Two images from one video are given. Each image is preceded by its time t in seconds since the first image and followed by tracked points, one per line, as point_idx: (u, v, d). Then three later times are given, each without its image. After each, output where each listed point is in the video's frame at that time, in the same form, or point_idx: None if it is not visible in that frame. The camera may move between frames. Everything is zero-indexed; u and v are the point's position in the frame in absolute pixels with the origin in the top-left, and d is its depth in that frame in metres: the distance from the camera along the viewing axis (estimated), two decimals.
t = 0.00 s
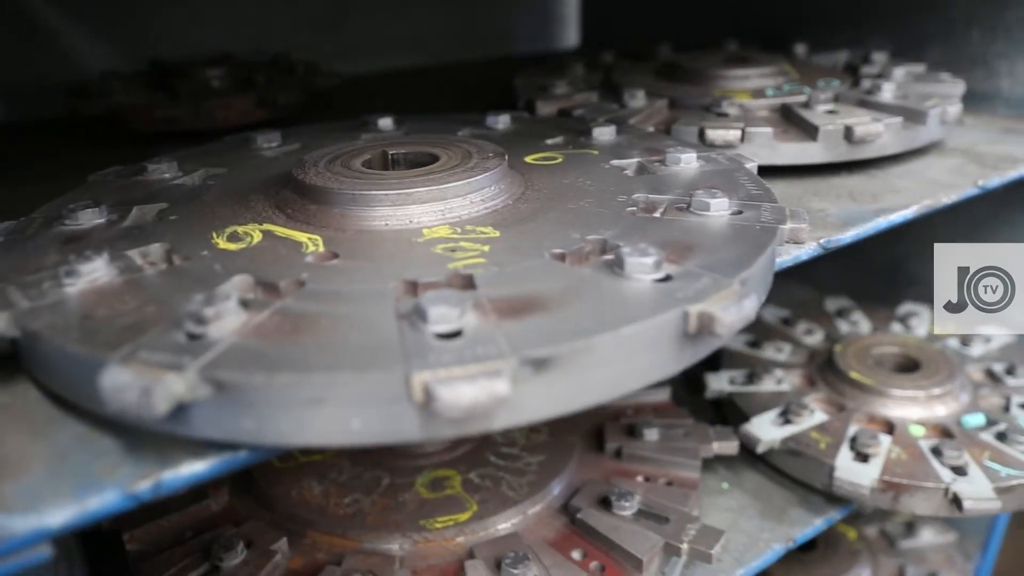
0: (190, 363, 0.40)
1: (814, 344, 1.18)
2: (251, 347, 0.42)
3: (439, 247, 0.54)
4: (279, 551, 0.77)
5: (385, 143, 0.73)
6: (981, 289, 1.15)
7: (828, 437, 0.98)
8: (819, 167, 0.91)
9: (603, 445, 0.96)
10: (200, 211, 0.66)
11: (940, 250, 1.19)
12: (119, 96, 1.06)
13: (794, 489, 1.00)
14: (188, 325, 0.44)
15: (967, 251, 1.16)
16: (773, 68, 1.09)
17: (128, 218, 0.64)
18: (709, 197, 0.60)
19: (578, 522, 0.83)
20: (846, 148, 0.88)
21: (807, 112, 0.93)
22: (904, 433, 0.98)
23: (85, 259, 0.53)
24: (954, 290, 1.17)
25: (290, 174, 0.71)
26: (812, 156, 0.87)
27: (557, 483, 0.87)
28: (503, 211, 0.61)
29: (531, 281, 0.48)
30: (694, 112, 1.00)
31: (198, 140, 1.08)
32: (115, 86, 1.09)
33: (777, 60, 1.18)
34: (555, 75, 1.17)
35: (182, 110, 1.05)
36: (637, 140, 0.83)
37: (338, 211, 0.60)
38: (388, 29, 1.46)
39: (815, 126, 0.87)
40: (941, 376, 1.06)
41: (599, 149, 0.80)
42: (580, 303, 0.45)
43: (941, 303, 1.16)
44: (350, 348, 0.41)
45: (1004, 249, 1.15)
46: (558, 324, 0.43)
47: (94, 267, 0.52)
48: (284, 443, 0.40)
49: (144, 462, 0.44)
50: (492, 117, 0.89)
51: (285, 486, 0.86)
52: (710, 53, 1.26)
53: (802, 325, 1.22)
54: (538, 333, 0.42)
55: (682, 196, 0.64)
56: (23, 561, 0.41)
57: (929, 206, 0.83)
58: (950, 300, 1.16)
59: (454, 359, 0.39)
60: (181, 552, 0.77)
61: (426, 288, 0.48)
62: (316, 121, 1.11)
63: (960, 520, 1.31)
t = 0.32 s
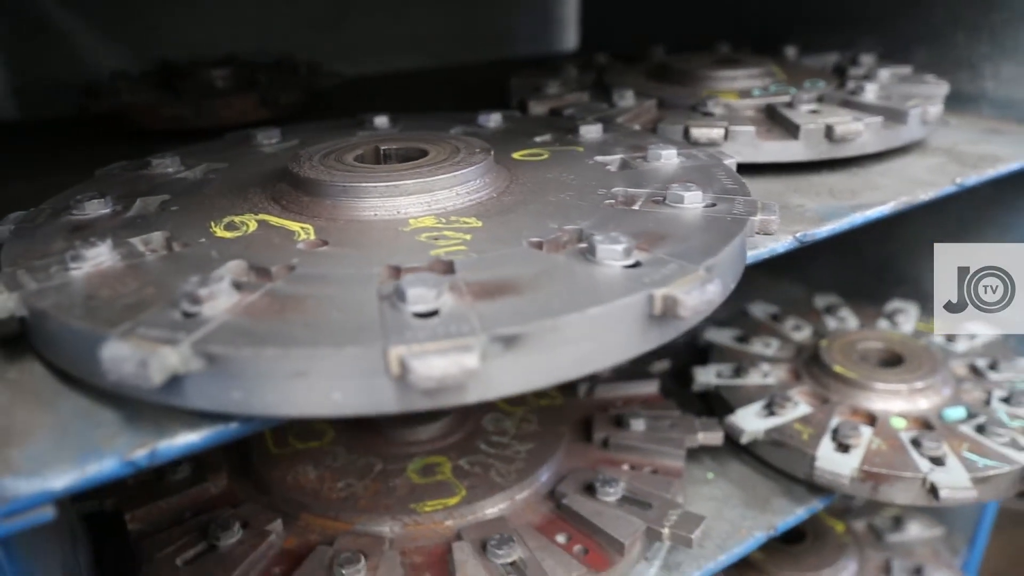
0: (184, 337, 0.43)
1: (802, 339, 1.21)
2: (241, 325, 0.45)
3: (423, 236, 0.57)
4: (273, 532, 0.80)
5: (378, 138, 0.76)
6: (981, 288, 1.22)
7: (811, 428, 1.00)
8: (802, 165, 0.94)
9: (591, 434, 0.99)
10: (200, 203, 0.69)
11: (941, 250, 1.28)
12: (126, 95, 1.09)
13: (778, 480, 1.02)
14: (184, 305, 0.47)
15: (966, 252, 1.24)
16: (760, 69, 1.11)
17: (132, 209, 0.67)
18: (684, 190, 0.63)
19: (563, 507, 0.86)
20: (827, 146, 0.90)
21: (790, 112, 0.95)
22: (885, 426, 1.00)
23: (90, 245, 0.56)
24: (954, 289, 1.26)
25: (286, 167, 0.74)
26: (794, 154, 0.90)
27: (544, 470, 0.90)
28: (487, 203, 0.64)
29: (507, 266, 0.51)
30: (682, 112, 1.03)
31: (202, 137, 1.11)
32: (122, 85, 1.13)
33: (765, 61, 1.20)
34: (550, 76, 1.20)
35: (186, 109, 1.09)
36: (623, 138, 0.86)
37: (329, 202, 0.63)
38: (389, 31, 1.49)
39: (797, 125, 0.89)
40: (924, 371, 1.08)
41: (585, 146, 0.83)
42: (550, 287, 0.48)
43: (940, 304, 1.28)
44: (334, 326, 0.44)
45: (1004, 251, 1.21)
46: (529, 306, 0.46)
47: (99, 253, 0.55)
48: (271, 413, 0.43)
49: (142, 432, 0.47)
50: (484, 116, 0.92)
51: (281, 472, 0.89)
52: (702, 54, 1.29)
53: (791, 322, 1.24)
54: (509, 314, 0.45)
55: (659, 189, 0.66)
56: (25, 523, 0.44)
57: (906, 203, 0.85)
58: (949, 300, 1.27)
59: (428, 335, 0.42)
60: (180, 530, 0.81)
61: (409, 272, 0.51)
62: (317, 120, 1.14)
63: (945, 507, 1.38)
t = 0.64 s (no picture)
0: (178, 318, 0.46)
1: (790, 334, 1.23)
2: (231, 306, 0.48)
3: (408, 226, 0.60)
4: (267, 515, 0.83)
5: (370, 134, 0.78)
6: (982, 287, 1.23)
7: (795, 420, 1.03)
8: (785, 162, 0.96)
9: (580, 424, 1.01)
10: (198, 194, 0.72)
11: (944, 249, 1.28)
12: (131, 92, 1.13)
13: (763, 471, 1.04)
14: (179, 288, 0.49)
15: (968, 253, 1.25)
16: (749, 69, 1.13)
17: (133, 200, 0.70)
18: (662, 184, 0.65)
19: (550, 494, 0.88)
20: (810, 144, 0.92)
21: (775, 110, 0.97)
22: (867, 419, 1.03)
23: (92, 233, 0.59)
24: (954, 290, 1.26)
25: (281, 161, 0.77)
26: (777, 151, 0.92)
27: (532, 458, 0.93)
28: (473, 195, 0.67)
29: (486, 254, 0.54)
30: (671, 110, 1.05)
31: (204, 134, 1.14)
32: (127, 83, 1.16)
33: (754, 62, 1.23)
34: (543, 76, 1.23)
35: (189, 106, 1.12)
36: (609, 135, 0.88)
37: (321, 193, 0.66)
38: (389, 31, 1.51)
39: (780, 123, 0.92)
40: (908, 366, 1.11)
41: (572, 142, 0.85)
42: (525, 273, 0.51)
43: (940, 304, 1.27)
44: (318, 308, 0.47)
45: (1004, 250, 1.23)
46: (504, 290, 0.48)
47: (100, 240, 0.58)
48: (259, 390, 0.46)
49: (139, 408, 0.49)
50: (476, 113, 0.95)
51: (276, 458, 0.92)
52: (694, 55, 1.31)
53: (780, 317, 1.26)
54: (484, 297, 0.47)
55: (639, 183, 0.69)
56: (26, 493, 0.46)
57: (885, 199, 0.87)
58: (950, 300, 1.27)
59: (406, 316, 0.45)
60: (178, 512, 0.84)
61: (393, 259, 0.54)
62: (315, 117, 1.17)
63: (937, 496, 1.43)
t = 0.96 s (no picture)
0: (173, 301, 0.48)
1: (777, 329, 1.25)
2: (224, 291, 0.50)
3: (396, 218, 0.62)
4: (259, 500, 0.86)
5: (361, 129, 0.81)
6: (981, 288, 1.21)
7: (780, 413, 1.04)
8: (771, 159, 0.98)
9: (568, 415, 1.05)
10: (194, 186, 0.74)
11: (940, 251, 1.29)
12: (130, 89, 1.14)
13: (749, 462, 1.06)
14: (174, 274, 0.51)
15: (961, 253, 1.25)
16: (737, 68, 1.15)
17: (131, 192, 0.72)
18: (644, 178, 0.67)
19: (537, 482, 0.91)
20: (795, 141, 0.94)
21: (762, 108, 0.99)
22: (852, 411, 1.04)
23: (91, 222, 0.61)
24: (954, 289, 1.28)
25: (275, 155, 0.79)
26: (762, 148, 0.94)
27: (520, 448, 0.96)
28: (460, 188, 0.69)
29: (470, 243, 0.56)
30: (659, 107, 1.07)
31: (201, 129, 1.16)
32: (126, 80, 1.18)
33: (743, 61, 1.25)
34: (534, 74, 1.24)
35: (186, 101, 1.14)
36: (597, 131, 0.90)
37: (313, 185, 0.68)
38: (387, 32, 1.54)
39: (765, 121, 0.93)
40: (893, 360, 1.12)
41: (559, 139, 0.87)
42: (507, 262, 0.53)
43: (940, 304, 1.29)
44: (307, 293, 0.49)
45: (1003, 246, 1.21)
46: (487, 277, 0.50)
47: (99, 229, 0.60)
48: (250, 371, 0.48)
49: (135, 389, 0.51)
50: (466, 110, 0.97)
51: (269, 444, 0.97)
52: (685, 54, 1.33)
53: (768, 313, 1.28)
54: (467, 284, 0.49)
55: (622, 177, 0.70)
56: (26, 468, 0.48)
57: (867, 195, 0.89)
58: (950, 300, 1.28)
59: (391, 302, 0.47)
60: (171, 498, 0.87)
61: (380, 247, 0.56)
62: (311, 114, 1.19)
63: (925, 489, 1.44)
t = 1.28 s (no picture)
0: (165, 286, 0.50)
1: (767, 325, 1.26)
2: (214, 277, 0.51)
3: (384, 209, 0.64)
4: (252, 488, 0.89)
5: (353, 125, 0.82)
6: (981, 288, 1.22)
7: (766, 406, 1.06)
8: (757, 155, 1.00)
9: (557, 408, 1.07)
10: (190, 179, 0.76)
11: (941, 250, 1.28)
12: (128, 87, 1.17)
13: (736, 454, 1.08)
14: (167, 261, 0.53)
15: (962, 253, 1.24)
16: (726, 67, 1.17)
17: (127, 184, 0.74)
18: (627, 171, 0.69)
19: (525, 472, 0.94)
20: (780, 138, 0.96)
21: (748, 105, 1.01)
22: (838, 405, 1.06)
23: (88, 213, 0.63)
24: (953, 289, 1.28)
25: (268, 150, 0.81)
26: (748, 144, 0.95)
27: (510, 439, 0.98)
28: (447, 181, 0.71)
29: (454, 233, 0.57)
30: (648, 105, 1.09)
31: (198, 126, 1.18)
32: (125, 78, 1.21)
33: (732, 60, 1.27)
34: (526, 72, 1.26)
35: (184, 99, 1.16)
36: (585, 128, 0.92)
37: (304, 178, 0.70)
38: (386, 32, 1.56)
39: (751, 118, 0.95)
40: (879, 354, 1.13)
41: (547, 134, 0.89)
42: (489, 250, 0.54)
43: (940, 304, 1.29)
44: (294, 278, 0.51)
45: (995, 246, 1.20)
46: (468, 264, 0.52)
47: (96, 219, 0.62)
48: (239, 354, 0.50)
49: (129, 372, 0.53)
50: (458, 107, 0.98)
51: (263, 435, 0.99)
52: (676, 53, 1.35)
53: (757, 309, 1.30)
54: (449, 270, 0.51)
55: (606, 171, 0.72)
56: (25, 446, 0.50)
57: (850, 190, 0.90)
58: (949, 300, 1.28)
59: (374, 287, 0.49)
60: (167, 485, 0.90)
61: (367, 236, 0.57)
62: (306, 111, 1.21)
63: (915, 478, 1.44)
